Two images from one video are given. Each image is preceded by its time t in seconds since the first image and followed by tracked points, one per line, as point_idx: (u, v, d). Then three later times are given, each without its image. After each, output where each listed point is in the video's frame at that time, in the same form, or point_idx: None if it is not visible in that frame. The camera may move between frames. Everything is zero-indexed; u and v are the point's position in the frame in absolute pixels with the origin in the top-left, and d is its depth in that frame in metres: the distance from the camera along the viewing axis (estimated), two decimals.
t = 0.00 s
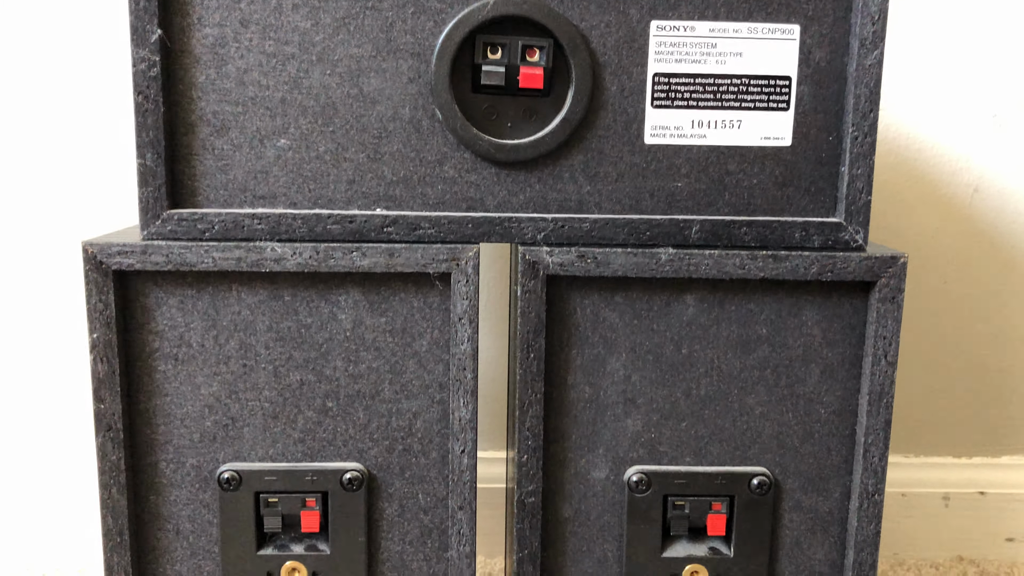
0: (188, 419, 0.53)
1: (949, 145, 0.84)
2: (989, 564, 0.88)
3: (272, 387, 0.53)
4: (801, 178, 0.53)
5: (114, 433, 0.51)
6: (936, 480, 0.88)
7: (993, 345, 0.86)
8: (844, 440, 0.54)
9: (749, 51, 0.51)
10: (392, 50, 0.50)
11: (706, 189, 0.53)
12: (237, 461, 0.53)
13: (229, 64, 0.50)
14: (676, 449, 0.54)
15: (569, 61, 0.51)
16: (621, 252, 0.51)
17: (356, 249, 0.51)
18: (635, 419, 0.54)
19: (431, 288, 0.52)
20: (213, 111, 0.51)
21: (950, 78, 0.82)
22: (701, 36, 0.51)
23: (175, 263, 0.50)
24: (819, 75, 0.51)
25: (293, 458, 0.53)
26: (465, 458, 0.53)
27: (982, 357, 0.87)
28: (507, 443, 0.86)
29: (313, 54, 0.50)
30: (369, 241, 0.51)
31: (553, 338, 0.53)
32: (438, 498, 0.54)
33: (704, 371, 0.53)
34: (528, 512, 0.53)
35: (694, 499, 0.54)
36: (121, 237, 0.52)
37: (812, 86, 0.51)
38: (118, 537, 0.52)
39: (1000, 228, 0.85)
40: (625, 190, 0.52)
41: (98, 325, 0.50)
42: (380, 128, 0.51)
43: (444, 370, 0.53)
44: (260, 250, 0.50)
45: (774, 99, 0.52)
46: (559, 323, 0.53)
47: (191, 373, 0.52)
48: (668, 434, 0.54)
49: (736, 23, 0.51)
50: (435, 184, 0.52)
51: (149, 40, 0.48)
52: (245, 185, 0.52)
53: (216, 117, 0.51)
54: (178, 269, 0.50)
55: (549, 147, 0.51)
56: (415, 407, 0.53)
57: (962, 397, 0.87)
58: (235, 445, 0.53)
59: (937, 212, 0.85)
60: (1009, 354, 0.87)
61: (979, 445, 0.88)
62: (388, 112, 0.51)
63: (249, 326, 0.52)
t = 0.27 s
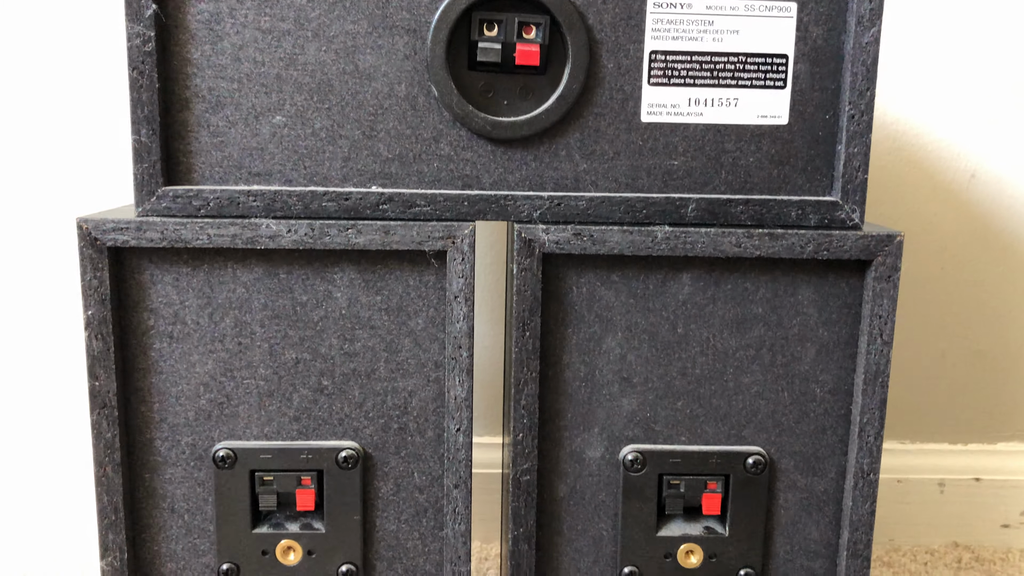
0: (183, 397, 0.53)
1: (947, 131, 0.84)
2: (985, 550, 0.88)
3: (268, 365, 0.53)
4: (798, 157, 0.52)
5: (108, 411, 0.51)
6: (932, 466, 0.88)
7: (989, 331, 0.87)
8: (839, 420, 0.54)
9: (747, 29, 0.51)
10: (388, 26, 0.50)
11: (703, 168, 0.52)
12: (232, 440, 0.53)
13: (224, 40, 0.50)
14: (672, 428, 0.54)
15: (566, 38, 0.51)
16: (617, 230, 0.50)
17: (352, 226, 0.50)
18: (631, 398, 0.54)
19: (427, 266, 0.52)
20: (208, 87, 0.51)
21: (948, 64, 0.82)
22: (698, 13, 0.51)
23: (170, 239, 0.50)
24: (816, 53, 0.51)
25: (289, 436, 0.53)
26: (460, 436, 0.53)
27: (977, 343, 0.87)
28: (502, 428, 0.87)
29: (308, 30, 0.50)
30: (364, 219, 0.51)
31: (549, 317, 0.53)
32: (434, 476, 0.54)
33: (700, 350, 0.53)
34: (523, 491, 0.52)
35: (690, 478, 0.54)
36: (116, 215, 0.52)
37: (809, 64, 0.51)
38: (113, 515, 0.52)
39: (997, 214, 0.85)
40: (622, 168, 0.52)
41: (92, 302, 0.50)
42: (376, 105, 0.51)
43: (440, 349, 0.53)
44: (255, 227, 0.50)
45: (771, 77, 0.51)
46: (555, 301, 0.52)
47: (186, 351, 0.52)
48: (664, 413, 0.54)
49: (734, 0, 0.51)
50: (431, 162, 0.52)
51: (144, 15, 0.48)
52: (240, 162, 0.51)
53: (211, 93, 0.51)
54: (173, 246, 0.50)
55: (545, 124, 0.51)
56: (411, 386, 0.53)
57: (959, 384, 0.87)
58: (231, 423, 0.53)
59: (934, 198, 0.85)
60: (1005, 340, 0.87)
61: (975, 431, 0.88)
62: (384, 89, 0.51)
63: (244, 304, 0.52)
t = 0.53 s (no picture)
0: (186, 374, 0.53)
1: (948, 114, 0.84)
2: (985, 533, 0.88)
3: (270, 343, 0.53)
4: (800, 134, 0.52)
5: (111, 388, 0.51)
6: (932, 451, 0.88)
7: (989, 315, 0.87)
8: (841, 397, 0.54)
9: (749, 5, 0.51)
10: (390, 3, 0.50)
11: (705, 145, 0.52)
12: (235, 417, 0.53)
13: (226, 17, 0.50)
14: (673, 405, 0.54)
15: (568, 15, 0.51)
16: (619, 207, 0.50)
17: (354, 203, 0.50)
18: (633, 375, 0.54)
19: (429, 244, 0.52)
20: (210, 64, 0.51)
21: (950, 47, 0.82)
22: None
23: (172, 217, 0.50)
24: (818, 30, 0.51)
25: (292, 413, 0.54)
26: (462, 413, 0.53)
27: (978, 327, 0.87)
28: (505, 412, 0.87)
29: (310, 7, 0.50)
30: (366, 196, 0.51)
31: (551, 294, 0.53)
32: (436, 454, 0.54)
33: (702, 328, 0.53)
34: (525, 467, 0.53)
35: (691, 455, 0.54)
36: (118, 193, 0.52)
37: (811, 41, 0.51)
38: (116, 492, 0.52)
39: (998, 198, 0.85)
40: (623, 145, 0.52)
41: (95, 279, 0.50)
42: (378, 82, 0.51)
43: (442, 326, 0.53)
44: (258, 205, 0.50)
45: (773, 54, 0.51)
46: (557, 279, 0.52)
47: (189, 329, 0.52)
48: (666, 390, 0.54)
49: None
50: (433, 139, 0.52)
51: None
52: (243, 139, 0.51)
53: (213, 71, 0.51)
54: (175, 224, 0.50)
55: (547, 101, 0.51)
56: (413, 363, 0.53)
57: (960, 368, 0.87)
58: (233, 400, 0.53)
59: (935, 182, 0.85)
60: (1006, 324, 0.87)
61: (975, 415, 0.88)
62: (386, 66, 0.51)
63: (247, 282, 0.52)
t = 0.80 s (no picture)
0: (188, 349, 0.53)
1: (950, 98, 0.83)
2: (985, 517, 0.88)
3: (272, 317, 0.53)
4: (802, 109, 0.52)
5: (113, 361, 0.51)
6: (932, 434, 0.88)
7: (990, 299, 0.87)
8: (842, 373, 0.54)
9: None
10: None
11: (707, 120, 0.52)
12: (236, 392, 0.53)
13: None
14: (674, 381, 0.54)
15: None
16: (621, 181, 0.51)
17: (356, 176, 0.50)
18: (634, 350, 0.54)
19: (431, 219, 0.52)
20: (212, 37, 0.50)
21: (953, 30, 0.82)
22: None
23: (174, 190, 0.50)
24: (821, 4, 0.51)
25: (293, 388, 0.54)
26: (464, 389, 0.53)
27: (978, 312, 0.87)
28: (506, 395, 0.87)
29: None
30: (368, 170, 0.51)
31: (552, 270, 0.52)
32: (437, 429, 0.55)
33: (703, 303, 0.53)
34: (526, 442, 0.53)
35: (692, 431, 0.54)
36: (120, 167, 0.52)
37: (813, 15, 0.51)
38: (118, 465, 0.52)
39: (1000, 182, 0.85)
40: (625, 120, 0.52)
41: (97, 252, 0.50)
42: (380, 56, 0.51)
43: (444, 302, 0.53)
44: (260, 178, 0.50)
45: (775, 28, 0.51)
46: (558, 254, 0.52)
47: (191, 303, 0.52)
48: (667, 366, 0.54)
49: None
50: (434, 113, 0.52)
51: None
52: (245, 113, 0.51)
53: (215, 44, 0.51)
54: (177, 197, 0.50)
55: (549, 75, 0.51)
56: (415, 338, 0.54)
57: (960, 352, 0.87)
58: (235, 375, 0.53)
59: (937, 166, 0.85)
60: (1007, 309, 0.87)
61: (975, 399, 0.88)
62: (387, 40, 0.51)
63: (249, 256, 0.52)
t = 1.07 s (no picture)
0: (193, 330, 0.53)
1: (954, 85, 0.83)
2: (989, 504, 0.88)
3: (277, 298, 0.53)
4: (806, 90, 0.52)
5: (120, 342, 0.51)
6: (936, 422, 0.88)
7: (994, 286, 0.87)
8: (847, 354, 0.54)
9: None
10: None
11: (711, 101, 0.52)
12: (242, 372, 0.54)
13: None
14: (679, 362, 0.54)
15: None
16: (626, 161, 0.51)
17: (361, 156, 0.50)
18: (638, 332, 0.54)
19: (436, 200, 0.52)
20: (217, 18, 0.51)
21: (956, 17, 0.82)
22: None
23: (180, 170, 0.50)
24: None
25: (299, 369, 0.54)
26: (469, 370, 0.53)
27: (982, 300, 0.87)
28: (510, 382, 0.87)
29: None
30: (373, 150, 0.51)
31: (557, 251, 0.52)
32: (442, 410, 0.55)
33: (708, 284, 0.53)
34: (531, 423, 0.53)
35: (696, 412, 0.54)
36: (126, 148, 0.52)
37: None
38: (125, 445, 0.53)
39: (1004, 169, 0.85)
40: (630, 101, 0.52)
41: (103, 232, 0.50)
42: (385, 37, 0.51)
43: (449, 283, 0.53)
44: (265, 158, 0.50)
45: (780, 9, 0.51)
46: (563, 235, 0.52)
47: (196, 284, 0.52)
48: (671, 347, 0.54)
49: None
50: (439, 94, 0.52)
51: None
52: (250, 94, 0.52)
53: (220, 25, 0.51)
54: (183, 177, 0.50)
55: (553, 56, 0.51)
56: (420, 319, 0.54)
57: (964, 339, 0.87)
58: (241, 355, 0.53)
59: (940, 153, 0.85)
60: (1010, 296, 0.87)
61: (979, 387, 0.88)
62: (392, 21, 0.51)
63: (254, 236, 0.52)
